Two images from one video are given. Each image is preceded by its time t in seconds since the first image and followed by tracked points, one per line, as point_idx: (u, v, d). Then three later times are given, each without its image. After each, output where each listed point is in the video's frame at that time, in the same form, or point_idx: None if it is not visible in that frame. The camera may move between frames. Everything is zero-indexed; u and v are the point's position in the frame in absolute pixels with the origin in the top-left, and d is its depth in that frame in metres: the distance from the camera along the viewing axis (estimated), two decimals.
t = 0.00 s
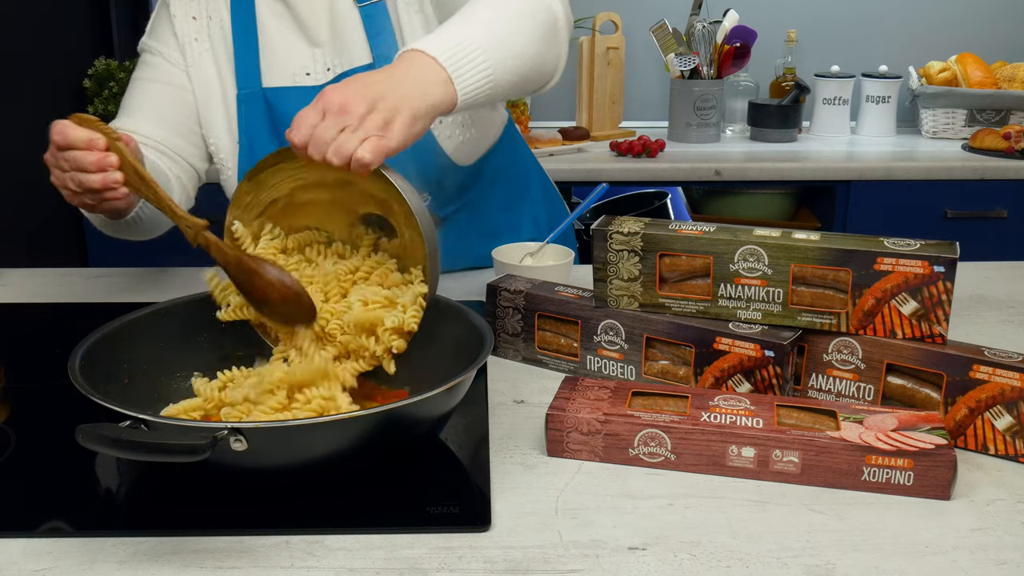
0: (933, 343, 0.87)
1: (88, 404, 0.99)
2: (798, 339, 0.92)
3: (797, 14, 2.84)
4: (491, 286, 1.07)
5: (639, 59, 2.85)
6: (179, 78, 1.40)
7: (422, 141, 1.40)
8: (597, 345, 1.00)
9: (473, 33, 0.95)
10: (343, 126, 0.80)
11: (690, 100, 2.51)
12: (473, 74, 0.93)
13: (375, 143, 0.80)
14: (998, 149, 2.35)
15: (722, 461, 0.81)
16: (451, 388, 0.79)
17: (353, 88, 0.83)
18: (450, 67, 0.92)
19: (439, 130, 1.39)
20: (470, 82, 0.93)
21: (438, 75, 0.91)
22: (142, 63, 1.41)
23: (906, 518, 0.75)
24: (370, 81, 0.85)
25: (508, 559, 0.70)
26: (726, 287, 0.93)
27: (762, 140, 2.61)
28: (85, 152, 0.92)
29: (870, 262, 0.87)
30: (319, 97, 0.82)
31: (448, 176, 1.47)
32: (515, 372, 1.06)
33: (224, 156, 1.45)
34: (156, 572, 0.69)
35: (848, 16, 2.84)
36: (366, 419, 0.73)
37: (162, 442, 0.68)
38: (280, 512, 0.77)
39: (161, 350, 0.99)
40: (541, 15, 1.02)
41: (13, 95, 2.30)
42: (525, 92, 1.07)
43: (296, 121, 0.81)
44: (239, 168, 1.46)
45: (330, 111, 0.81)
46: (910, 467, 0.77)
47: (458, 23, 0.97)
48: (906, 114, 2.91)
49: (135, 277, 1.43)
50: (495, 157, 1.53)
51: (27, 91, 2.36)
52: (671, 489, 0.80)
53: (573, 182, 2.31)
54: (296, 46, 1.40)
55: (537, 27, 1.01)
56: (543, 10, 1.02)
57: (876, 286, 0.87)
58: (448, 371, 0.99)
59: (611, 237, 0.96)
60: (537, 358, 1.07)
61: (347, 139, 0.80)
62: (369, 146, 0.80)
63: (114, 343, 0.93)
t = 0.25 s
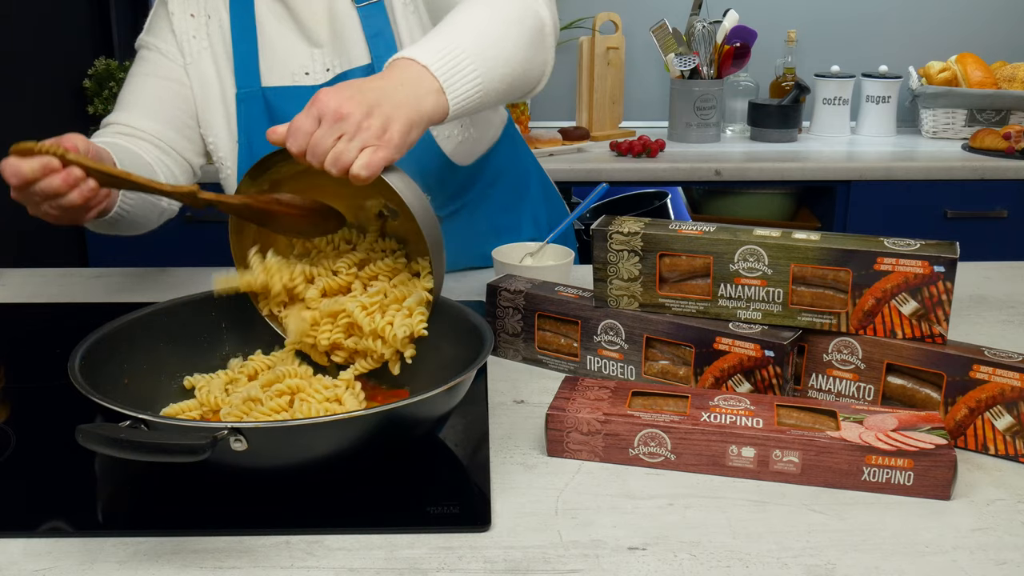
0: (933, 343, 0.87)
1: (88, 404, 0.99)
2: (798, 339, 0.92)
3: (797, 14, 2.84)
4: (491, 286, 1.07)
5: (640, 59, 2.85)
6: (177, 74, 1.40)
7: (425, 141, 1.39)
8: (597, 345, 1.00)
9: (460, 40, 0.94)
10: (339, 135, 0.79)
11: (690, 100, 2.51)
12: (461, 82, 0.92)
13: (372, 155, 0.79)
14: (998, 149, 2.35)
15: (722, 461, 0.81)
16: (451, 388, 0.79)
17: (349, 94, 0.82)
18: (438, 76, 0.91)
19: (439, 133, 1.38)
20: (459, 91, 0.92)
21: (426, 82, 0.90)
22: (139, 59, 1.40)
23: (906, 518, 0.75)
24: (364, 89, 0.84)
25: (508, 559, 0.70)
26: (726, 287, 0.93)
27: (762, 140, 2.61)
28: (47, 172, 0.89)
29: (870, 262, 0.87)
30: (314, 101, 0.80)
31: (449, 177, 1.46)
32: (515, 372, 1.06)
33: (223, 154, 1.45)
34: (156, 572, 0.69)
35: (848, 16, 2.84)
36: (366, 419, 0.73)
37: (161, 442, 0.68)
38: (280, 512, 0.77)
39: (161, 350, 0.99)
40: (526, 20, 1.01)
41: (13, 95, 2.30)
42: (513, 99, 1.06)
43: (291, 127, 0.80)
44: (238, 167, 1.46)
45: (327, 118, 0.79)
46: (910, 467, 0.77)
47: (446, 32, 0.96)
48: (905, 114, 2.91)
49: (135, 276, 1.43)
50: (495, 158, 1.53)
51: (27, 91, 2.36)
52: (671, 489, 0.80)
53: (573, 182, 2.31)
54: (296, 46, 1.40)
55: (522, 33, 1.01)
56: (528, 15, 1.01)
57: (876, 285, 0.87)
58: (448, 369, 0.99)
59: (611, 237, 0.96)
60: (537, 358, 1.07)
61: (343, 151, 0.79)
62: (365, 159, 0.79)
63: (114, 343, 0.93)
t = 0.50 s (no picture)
0: (933, 343, 0.87)
1: (88, 404, 0.99)
2: (797, 339, 0.92)
3: (797, 14, 2.84)
4: (491, 286, 1.07)
5: (639, 59, 2.85)
6: (179, 70, 1.39)
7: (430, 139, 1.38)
8: (597, 345, 1.00)
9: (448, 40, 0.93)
10: (330, 142, 0.78)
11: (691, 100, 2.51)
12: (450, 84, 0.91)
13: (364, 161, 0.79)
14: (998, 149, 2.35)
15: (722, 461, 0.81)
16: (451, 388, 0.79)
17: (339, 98, 0.80)
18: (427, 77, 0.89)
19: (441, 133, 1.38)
20: (447, 92, 0.91)
21: (416, 82, 0.89)
22: (140, 55, 1.38)
23: (906, 518, 0.75)
24: (355, 91, 0.82)
25: (508, 559, 0.70)
26: (726, 287, 0.93)
27: (762, 140, 2.61)
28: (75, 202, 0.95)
29: (870, 261, 0.87)
30: (304, 105, 0.79)
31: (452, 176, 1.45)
32: (515, 372, 1.06)
33: (224, 154, 1.45)
34: (156, 572, 0.69)
35: (848, 16, 2.84)
36: (366, 419, 0.73)
37: (163, 441, 0.68)
38: (279, 512, 0.77)
39: (161, 351, 0.99)
40: (513, 19, 1.00)
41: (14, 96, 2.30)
42: (500, 99, 1.05)
43: (283, 133, 0.79)
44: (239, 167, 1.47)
45: (318, 124, 0.78)
46: (910, 467, 0.77)
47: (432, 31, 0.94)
48: (905, 114, 2.91)
49: (135, 276, 1.43)
50: (496, 157, 1.53)
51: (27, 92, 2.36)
52: (671, 489, 0.80)
53: (573, 182, 2.31)
54: (297, 47, 1.40)
55: (510, 33, 0.99)
56: (516, 15, 1.00)
57: (876, 285, 0.87)
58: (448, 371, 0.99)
59: (611, 237, 0.96)
60: (537, 358, 1.07)
61: (335, 158, 0.78)
62: (358, 166, 0.78)
63: (113, 344, 0.93)
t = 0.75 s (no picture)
0: (933, 343, 0.87)
1: (88, 404, 0.99)
2: (797, 339, 0.92)
3: (797, 14, 2.84)
4: (491, 286, 1.07)
5: (640, 59, 2.85)
6: (178, 72, 1.39)
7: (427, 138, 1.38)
8: (597, 345, 1.00)
9: (448, 37, 0.93)
10: (335, 143, 0.79)
11: (691, 100, 2.51)
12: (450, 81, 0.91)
13: (369, 163, 0.80)
14: (998, 149, 2.35)
15: (722, 461, 0.81)
16: (451, 388, 0.79)
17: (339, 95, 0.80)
18: (428, 75, 0.89)
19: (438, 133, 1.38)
20: (447, 88, 0.91)
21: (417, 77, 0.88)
22: (139, 56, 1.38)
23: (906, 518, 0.75)
24: (355, 84, 0.82)
25: (508, 559, 0.70)
26: (726, 287, 0.93)
27: (762, 140, 2.61)
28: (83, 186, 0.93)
29: (870, 262, 0.87)
30: (306, 104, 0.79)
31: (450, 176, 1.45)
32: (515, 372, 1.06)
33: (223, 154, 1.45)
34: (156, 572, 0.69)
35: (848, 16, 2.84)
36: (365, 419, 0.73)
37: (163, 442, 0.68)
38: (280, 512, 0.77)
39: (161, 350, 0.99)
40: (510, 19, 1.00)
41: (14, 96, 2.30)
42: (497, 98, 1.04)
43: (284, 133, 0.79)
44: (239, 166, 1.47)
45: (321, 125, 0.78)
46: (910, 467, 0.77)
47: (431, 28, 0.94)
48: (905, 114, 2.91)
49: (134, 276, 1.43)
50: (496, 158, 1.53)
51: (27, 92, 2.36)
52: (671, 489, 0.80)
53: (573, 182, 2.31)
54: (297, 47, 1.41)
55: (507, 31, 0.99)
56: (513, 13, 1.00)
57: (876, 285, 0.87)
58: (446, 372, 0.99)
59: (611, 237, 0.96)
60: (537, 358, 1.07)
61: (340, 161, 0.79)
62: (363, 167, 0.79)
63: (113, 343, 0.93)
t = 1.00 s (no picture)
0: (933, 343, 0.87)
1: (88, 404, 0.99)
2: (798, 339, 0.92)
3: (797, 14, 2.84)
4: (491, 286, 1.07)
5: (640, 58, 2.85)
6: (177, 71, 1.38)
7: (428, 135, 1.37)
8: (597, 345, 1.00)
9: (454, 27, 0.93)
10: (342, 130, 0.77)
11: (691, 100, 2.51)
12: (452, 68, 0.91)
13: (375, 151, 0.79)
14: (998, 149, 2.35)
15: (722, 461, 0.81)
16: (451, 388, 0.79)
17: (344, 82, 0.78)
18: (431, 61, 0.89)
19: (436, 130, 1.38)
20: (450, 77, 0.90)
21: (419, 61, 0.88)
22: (138, 56, 1.37)
23: (907, 518, 0.75)
24: (357, 73, 0.80)
25: (508, 559, 0.70)
26: (726, 287, 0.93)
27: (762, 140, 2.61)
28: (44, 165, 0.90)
29: (870, 262, 0.87)
30: (313, 90, 0.77)
31: (449, 176, 1.46)
32: (515, 372, 1.06)
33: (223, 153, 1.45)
34: (156, 572, 0.69)
35: (848, 15, 2.84)
36: (366, 419, 0.73)
37: (163, 442, 0.68)
38: (281, 512, 0.77)
39: (161, 350, 0.99)
40: (510, 12, 1.00)
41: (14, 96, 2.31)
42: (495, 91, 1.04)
43: (289, 118, 0.77)
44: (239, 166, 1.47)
45: (328, 112, 0.76)
46: (910, 467, 0.77)
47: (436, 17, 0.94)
48: (906, 114, 2.91)
49: (134, 276, 1.43)
50: (496, 158, 1.53)
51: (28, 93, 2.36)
52: (671, 489, 0.80)
53: (573, 182, 2.31)
54: (297, 46, 1.41)
55: (508, 24, 1.00)
56: (514, 8, 1.01)
57: (876, 285, 0.87)
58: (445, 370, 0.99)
59: (611, 236, 0.96)
60: (537, 358, 1.07)
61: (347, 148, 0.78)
62: (369, 156, 0.79)
63: (113, 343, 0.93)
